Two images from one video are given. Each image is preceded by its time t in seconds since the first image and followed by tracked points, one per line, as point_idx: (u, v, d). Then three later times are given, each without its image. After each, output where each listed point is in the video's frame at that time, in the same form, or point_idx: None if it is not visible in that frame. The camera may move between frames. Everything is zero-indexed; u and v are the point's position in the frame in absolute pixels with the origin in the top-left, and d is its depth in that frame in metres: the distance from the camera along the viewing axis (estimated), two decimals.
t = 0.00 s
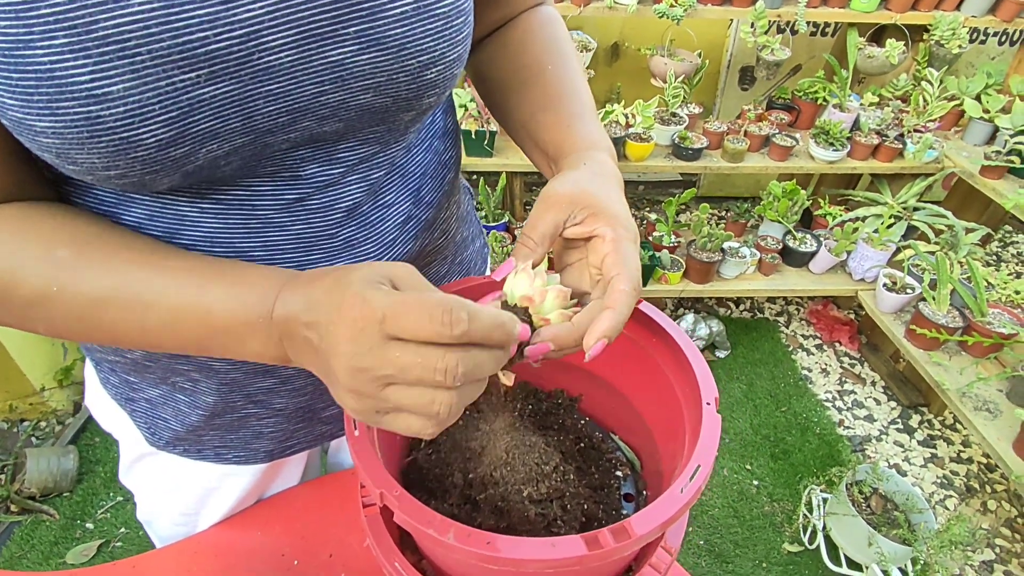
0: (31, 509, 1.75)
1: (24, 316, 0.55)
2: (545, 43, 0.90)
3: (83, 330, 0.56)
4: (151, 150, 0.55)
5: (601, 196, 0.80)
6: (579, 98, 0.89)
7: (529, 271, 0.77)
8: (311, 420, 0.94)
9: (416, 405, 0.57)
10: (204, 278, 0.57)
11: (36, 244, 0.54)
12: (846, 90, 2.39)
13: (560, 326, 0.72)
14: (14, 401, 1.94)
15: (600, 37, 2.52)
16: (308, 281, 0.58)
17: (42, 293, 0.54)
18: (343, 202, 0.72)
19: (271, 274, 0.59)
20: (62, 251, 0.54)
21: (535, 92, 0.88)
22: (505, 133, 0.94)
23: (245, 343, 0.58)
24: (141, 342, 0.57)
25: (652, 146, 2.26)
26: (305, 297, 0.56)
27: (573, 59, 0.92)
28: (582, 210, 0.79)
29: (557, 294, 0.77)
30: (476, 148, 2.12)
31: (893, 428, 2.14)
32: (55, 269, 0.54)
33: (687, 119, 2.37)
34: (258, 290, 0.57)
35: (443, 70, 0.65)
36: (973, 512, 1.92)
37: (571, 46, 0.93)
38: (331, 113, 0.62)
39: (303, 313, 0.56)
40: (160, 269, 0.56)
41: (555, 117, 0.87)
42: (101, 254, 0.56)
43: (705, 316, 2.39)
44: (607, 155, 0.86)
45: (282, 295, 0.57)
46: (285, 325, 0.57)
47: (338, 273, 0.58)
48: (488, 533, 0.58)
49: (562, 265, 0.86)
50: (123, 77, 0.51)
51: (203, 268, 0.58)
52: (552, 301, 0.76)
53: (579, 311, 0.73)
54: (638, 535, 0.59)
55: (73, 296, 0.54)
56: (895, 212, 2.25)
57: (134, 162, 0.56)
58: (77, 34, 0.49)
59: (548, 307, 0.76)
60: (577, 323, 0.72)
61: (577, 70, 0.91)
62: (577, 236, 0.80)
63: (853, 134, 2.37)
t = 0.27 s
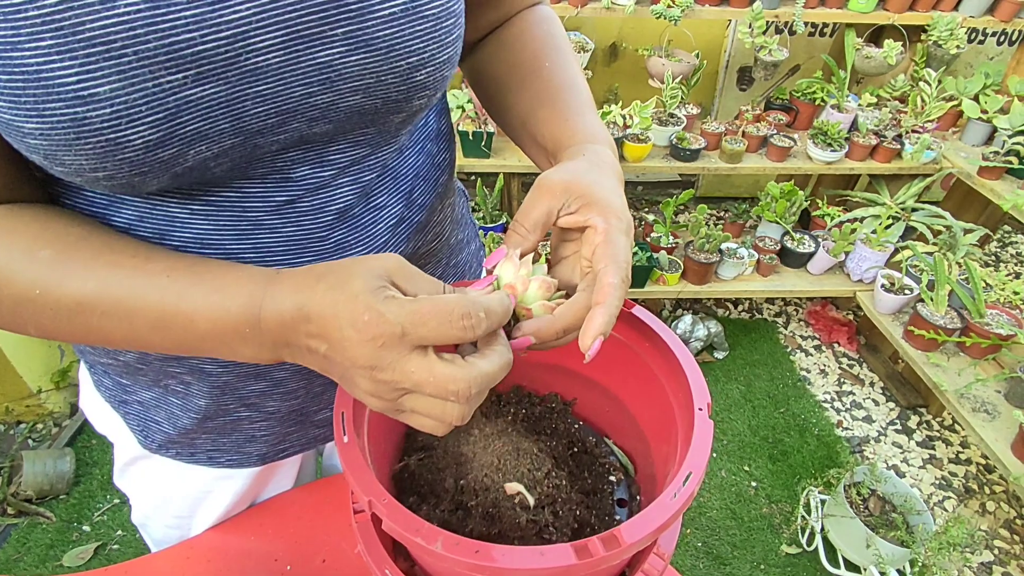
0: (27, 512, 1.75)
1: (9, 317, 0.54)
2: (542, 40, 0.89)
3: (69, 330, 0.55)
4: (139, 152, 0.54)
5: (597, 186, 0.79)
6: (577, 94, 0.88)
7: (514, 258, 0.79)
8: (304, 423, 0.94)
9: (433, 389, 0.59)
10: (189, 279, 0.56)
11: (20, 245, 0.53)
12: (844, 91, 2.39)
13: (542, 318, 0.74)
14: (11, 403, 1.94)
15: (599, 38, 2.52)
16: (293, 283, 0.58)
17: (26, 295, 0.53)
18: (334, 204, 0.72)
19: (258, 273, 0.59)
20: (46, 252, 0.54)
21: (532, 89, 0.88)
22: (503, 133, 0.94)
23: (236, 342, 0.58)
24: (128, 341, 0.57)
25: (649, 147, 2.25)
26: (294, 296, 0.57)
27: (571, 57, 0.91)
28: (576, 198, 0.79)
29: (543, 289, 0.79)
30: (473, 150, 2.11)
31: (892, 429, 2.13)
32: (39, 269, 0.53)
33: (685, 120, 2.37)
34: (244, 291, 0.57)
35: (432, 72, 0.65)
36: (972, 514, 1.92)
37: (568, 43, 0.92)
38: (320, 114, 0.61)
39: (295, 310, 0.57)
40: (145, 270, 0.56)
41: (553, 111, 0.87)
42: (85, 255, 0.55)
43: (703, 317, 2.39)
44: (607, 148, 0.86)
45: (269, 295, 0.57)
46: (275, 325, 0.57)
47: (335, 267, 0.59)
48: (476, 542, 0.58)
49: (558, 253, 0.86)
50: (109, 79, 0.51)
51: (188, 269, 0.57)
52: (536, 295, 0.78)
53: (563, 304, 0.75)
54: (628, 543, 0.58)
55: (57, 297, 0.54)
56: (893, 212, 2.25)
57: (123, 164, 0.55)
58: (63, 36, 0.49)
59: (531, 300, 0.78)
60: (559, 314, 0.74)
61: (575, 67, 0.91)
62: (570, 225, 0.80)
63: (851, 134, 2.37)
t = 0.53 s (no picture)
0: (27, 512, 1.74)
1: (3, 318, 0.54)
2: (548, 37, 0.89)
3: (64, 335, 0.55)
4: (140, 151, 0.54)
5: (606, 182, 0.78)
6: (587, 89, 0.88)
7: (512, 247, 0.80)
8: (307, 422, 0.93)
9: (443, 366, 0.58)
10: (183, 283, 0.56)
11: (14, 245, 0.53)
12: (846, 90, 2.38)
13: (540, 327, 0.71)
14: (11, 403, 1.94)
15: (599, 37, 2.51)
16: (294, 282, 0.57)
17: (18, 296, 0.52)
18: (336, 202, 0.71)
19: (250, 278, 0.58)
20: (40, 253, 0.53)
21: (540, 84, 0.87)
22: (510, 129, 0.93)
23: (227, 352, 0.57)
24: (123, 346, 0.56)
25: (650, 146, 2.24)
26: (286, 302, 0.56)
27: (577, 53, 0.90)
28: (585, 193, 0.78)
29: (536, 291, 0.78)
30: (473, 149, 2.10)
31: (893, 429, 2.12)
32: (33, 270, 0.53)
33: (686, 119, 2.36)
34: (238, 295, 0.56)
35: (434, 71, 0.64)
36: (974, 514, 1.91)
37: (573, 39, 0.91)
38: (321, 113, 0.61)
39: (287, 316, 0.55)
40: (140, 273, 0.55)
41: (563, 105, 0.86)
42: (78, 257, 0.54)
43: (704, 317, 2.38)
44: (620, 141, 0.84)
45: (262, 301, 0.56)
46: (269, 330, 0.56)
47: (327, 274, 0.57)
48: (476, 546, 0.57)
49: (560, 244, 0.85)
50: (111, 79, 0.50)
51: (183, 272, 0.57)
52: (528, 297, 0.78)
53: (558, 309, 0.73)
54: (632, 547, 0.58)
55: (50, 299, 0.53)
56: (894, 212, 2.25)
57: (125, 163, 0.55)
58: (64, 35, 0.48)
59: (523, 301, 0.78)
60: (552, 323, 0.72)
61: (582, 63, 0.90)
62: (576, 217, 0.79)
63: (852, 134, 2.36)
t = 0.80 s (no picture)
0: (24, 510, 1.73)
1: None
2: (550, 32, 0.88)
3: (46, 332, 0.54)
4: (136, 142, 0.53)
5: (608, 179, 0.77)
6: (589, 85, 0.87)
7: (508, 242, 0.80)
8: (304, 420, 0.93)
9: (445, 351, 0.57)
10: (171, 282, 0.55)
11: None
12: (846, 89, 2.37)
13: (531, 324, 0.71)
14: (7, 402, 1.93)
15: (599, 35, 2.51)
16: (289, 277, 0.56)
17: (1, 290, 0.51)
18: (335, 196, 0.71)
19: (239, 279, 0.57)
20: (24, 248, 0.53)
21: (542, 78, 0.86)
22: (511, 125, 0.92)
23: (213, 352, 0.56)
24: (107, 346, 0.55)
25: (650, 144, 2.24)
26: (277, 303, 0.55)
27: (579, 48, 0.90)
28: (586, 188, 0.77)
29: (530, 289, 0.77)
30: (472, 147, 2.10)
31: (893, 428, 2.12)
32: (19, 265, 0.52)
33: (686, 117, 2.35)
34: (227, 295, 0.55)
35: (433, 64, 0.64)
36: (975, 513, 1.90)
37: (576, 35, 0.91)
38: (320, 105, 0.60)
39: (278, 315, 0.54)
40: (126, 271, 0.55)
41: (566, 100, 0.85)
42: (65, 254, 0.54)
43: (703, 316, 2.37)
44: (623, 138, 0.84)
45: (251, 300, 0.55)
46: (258, 330, 0.55)
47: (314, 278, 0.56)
48: (473, 542, 0.57)
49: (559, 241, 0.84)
50: (106, 68, 0.49)
51: (172, 271, 0.56)
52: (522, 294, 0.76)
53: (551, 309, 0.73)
54: (630, 543, 0.57)
55: (34, 295, 0.52)
56: (895, 210, 2.24)
57: (121, 155, 0.54)
58: (60, 24, 0.48)
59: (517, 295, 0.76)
60: (545, 321, 0.72)
61: (585, 58, 0.89)
62: (576, 213, 0.78)
63: (852, 132, 2.35)
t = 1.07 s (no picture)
0: (25, 511, 1.74)
1: None
2: (550, 32, 0.88)
3: (47, 332, 0.55)
4: (133, 142, 0.53)
5: (614, 177, 0.78)
6: (590, 84, 0.87)
7: (512, 236, 0.79)
8: (304, 420, 0.93)
9: (430, 341, 0.56)
10: (170, 282, 0.55)
11: None
12: (844, 88, 2.38)
13: (527, 320, 0.72)
14: (8, 403, 1.93)
15: (598, 36, 2.51)
16: (287, 278, 0.56)
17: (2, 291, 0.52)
18: (334, 198, 0.71)
19: (235, 279, 0.57)
20: (25, 248, 0.53)
21: (543, 78, 0.87)
22: (511, 125, 0.93)
23: (214, 351, 0.56)
24: (108, 344, 0.56)
25: (649, 144, 2.24)
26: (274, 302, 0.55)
27: (580, 48, 0.90)
28: (592, 185, 0.77)
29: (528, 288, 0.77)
30: (472, 147, 2.10)
31: (892, 427, 2.12)
32: (18, 266, 0.52)
33: (685, 118, 2.35)
34: (226, 295, 0.55)
35: (432, 62, 0.64)
36: (974, 512, 1.91)
37: (577, 35, 0.91)
38: (318, 105, 0.60)
39: (276, 315, 0.55)
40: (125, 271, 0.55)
41: (568, 99, 0.86)
42: (64, 254, 0.54)
43: (703, 316, 2.37)
44: (626, 136, 0.84)
45: (249, 300, 0.55)
46: (257, 329, 0.55)
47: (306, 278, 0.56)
48: (472, 541, 0.57)
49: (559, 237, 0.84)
50: (103, 68, 0.50)
51: (170, 270, 0.56)
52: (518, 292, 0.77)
53: (552, 305, 0.74)
54: (627, 541, 0.58)
55: (35, 295, 0.53)
56: (894, 210, 2.25)
57: (119, 155, 0.54)
58: (56, 24, 0.48)
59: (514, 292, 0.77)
60: (542, 319, 0.73)
61: (586, 58, 0.90)
62: (580, 208, 0.78)
63: (851, 132, 2.36)
